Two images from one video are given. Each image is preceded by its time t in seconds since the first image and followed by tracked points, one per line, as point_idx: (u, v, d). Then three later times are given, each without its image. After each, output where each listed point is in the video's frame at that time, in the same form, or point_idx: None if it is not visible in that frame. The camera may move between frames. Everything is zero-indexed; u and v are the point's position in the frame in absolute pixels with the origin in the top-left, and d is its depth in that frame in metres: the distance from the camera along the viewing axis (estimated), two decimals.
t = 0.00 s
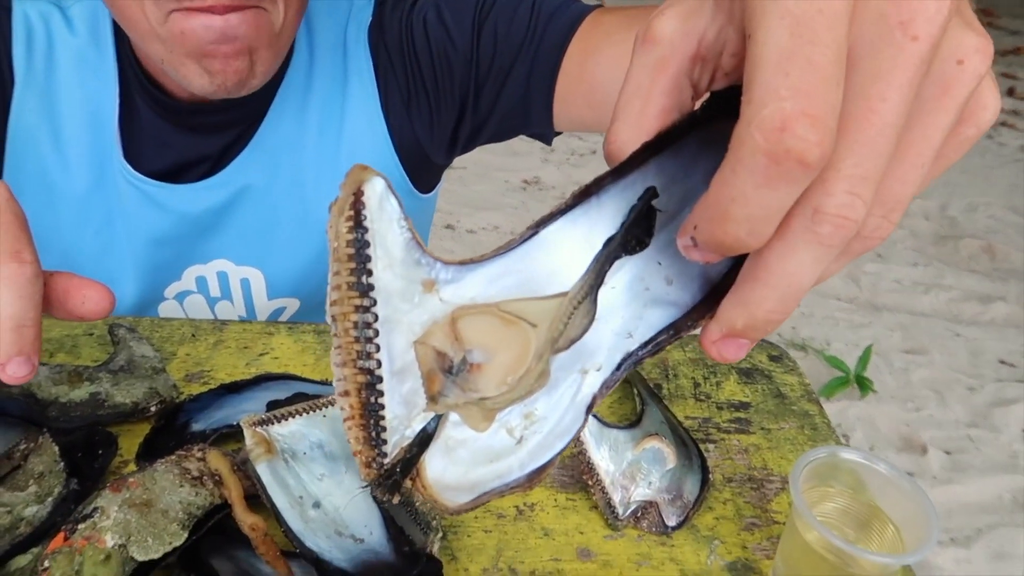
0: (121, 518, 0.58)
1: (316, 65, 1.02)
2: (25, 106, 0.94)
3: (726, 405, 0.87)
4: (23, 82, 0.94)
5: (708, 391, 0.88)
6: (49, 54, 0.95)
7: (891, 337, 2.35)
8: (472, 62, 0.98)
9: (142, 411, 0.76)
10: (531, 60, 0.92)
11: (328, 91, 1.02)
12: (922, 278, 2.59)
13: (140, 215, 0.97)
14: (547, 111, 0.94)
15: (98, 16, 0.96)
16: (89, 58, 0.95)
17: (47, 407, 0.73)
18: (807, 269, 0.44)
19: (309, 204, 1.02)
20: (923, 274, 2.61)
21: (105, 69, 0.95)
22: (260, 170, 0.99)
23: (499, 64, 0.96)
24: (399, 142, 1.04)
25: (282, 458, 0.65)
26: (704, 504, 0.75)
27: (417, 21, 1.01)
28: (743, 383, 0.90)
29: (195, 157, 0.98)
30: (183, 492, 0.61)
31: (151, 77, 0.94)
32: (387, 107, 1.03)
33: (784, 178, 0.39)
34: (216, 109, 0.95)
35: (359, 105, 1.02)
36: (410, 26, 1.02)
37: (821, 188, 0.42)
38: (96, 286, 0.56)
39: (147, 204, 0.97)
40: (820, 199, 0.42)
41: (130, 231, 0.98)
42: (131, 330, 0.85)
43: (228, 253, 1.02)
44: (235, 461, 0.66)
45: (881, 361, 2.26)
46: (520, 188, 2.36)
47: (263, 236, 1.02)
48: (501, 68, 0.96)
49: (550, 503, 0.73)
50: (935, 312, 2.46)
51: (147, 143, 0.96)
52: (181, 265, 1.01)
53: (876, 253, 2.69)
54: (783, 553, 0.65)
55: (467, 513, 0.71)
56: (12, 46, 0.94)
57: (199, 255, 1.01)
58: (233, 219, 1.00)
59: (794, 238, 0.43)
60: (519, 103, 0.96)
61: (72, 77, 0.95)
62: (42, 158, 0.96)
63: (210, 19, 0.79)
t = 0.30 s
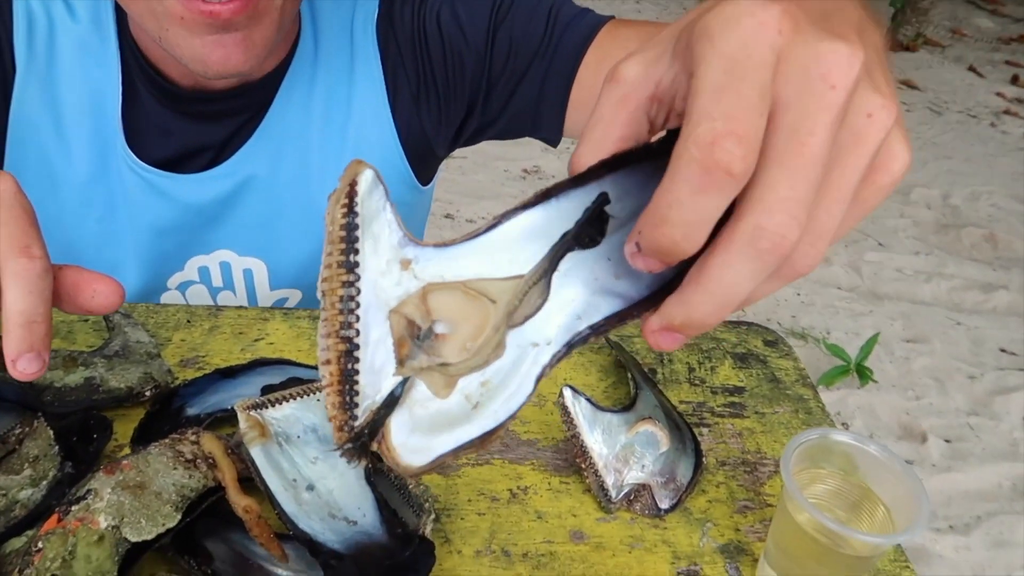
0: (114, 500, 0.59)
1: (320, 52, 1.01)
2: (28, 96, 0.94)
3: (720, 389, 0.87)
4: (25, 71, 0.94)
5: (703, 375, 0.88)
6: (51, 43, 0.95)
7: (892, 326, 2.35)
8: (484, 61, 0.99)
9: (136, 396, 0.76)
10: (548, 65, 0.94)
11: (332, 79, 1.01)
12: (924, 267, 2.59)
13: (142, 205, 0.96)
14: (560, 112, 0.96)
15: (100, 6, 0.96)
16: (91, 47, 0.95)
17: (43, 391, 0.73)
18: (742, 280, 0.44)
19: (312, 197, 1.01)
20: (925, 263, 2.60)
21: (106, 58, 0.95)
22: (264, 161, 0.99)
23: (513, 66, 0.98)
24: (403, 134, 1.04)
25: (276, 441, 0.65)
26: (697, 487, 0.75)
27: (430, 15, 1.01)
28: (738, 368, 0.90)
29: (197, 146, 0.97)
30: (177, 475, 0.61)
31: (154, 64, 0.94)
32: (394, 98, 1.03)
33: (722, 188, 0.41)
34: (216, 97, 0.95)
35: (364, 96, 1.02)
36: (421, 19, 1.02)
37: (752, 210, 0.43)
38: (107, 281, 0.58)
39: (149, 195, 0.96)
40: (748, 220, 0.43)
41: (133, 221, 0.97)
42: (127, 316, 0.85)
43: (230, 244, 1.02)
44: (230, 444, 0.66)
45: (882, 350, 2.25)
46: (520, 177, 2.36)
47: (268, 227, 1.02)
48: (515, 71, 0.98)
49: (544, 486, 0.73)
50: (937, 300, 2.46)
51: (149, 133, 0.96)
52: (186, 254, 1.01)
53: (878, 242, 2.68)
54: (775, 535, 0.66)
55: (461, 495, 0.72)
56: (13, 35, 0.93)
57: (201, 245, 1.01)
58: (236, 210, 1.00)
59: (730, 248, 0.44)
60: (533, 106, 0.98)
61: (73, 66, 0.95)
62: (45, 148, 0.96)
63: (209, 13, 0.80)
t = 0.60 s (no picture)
0: (151, 473, 0.64)
1: (345, 68, 1.10)
2: (65, 102, 1.00)
3: (708, 373, 0.92)
4: (63, 78, 1.00)
5: (692, 362, 0.93)
6: (88, 50, 1.01)
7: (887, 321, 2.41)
8: (506, 99, 1.15)
9: (161, 384, 0.82)
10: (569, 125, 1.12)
11: (356, 93, 1.11)
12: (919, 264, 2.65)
13: (175, 208, 1.04)
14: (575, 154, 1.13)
15: (132, 16, 1.02)
16: (126, 56, 1.02)
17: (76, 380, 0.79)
18: (606, 175, 0.67)
19: (335, 203, 1.12)
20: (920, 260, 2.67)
21: (139, 69, 1.01)
22: (290, 164, 1.08)
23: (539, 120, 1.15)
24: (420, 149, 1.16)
25: (293, 423, 0.72)
26: (685, 464, 0.80)
27: (461, 52, 1.14)
28: (725, 355, 0.95)
29: (222, 154, 1.04)
30: (206, 451, 0.66)
31: (185, 78, 1.00)
32: (413, 117, 1.14)
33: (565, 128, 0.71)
34: (243, 107, 1.02)
35: (385, 110, 1.12)
36: (451, 54, 1.14)
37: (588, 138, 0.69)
38: (160, 287, 0.67)
39: (181, 198, 1.04)
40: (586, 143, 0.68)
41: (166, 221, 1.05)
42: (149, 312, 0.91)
43: (254, 244, 1.10)
44: (252, 425, 0.72)
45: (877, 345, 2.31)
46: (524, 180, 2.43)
47: (292, 229, 1.11)
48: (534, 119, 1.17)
49: (541, 464, 0.79)
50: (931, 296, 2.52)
51: (181, 141, 1.03)
52: (213, 255, 1.09)
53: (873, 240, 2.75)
54: (755, 507, 0.72)
55: (465, 472, 0.78)
56: (53, 42, 0.99)
57: (226, 244, 1.09)
58: (261, 214, 1.08)
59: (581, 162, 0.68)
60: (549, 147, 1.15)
61: (108, 77, 1.01)
62: (82, 150, 1.02)
63: (245, 27, 0.88)
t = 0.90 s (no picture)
0: (225, 441, 0.76)
1: (396, 101, 1.23)
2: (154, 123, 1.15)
3: (702, 363, 1.03)
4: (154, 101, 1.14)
5: (687, 353, 1.04)
6: (175, 79, 1.16)
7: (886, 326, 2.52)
8: (537, 140, 1.30)
9: (220, 372, 0.93)
10: (591, 169, 1.29)
11: (405, 124, 1.24)
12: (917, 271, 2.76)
13: (244, 217, 1.17)
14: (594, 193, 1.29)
15: (212, 48, 1.17)
16: (207, 83, 1.16)
17: (147, 369, 0.91)
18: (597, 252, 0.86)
19: (383, 222, 1.24)
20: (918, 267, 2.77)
21: (218, 92, 1.16)
22: (345, 185, 1.20)
23: (563, 166, 1.31)
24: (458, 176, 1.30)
25: (337, 405, 0.83)
26: (679, 440, 0.91)
27: (499, 96, 1.28)
28: (716, 346, 1.06)
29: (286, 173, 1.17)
30: (267, 425, 0.78)
31: (257, 103, 1.15)
32: (454, 147, 1.27)
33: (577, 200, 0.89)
34: (305, 130, 1.15)
35: (431, 140, 1.25)
36: (490, 97, 1.28)
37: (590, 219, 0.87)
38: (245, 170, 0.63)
39: (253, 211, 1.17)
40: (587, 224, 0.86)
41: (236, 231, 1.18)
42: (205, 312, 1.03)
43: (307, 254, 1.22)
44: (303, 406, 0.84)
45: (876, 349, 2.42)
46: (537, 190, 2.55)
47: (344, 242, 1.24)
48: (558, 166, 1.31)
49: (553, 441, 0.90)
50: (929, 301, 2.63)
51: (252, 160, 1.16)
52: (273, 259, 1.21)
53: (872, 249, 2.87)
54: (738, 474, 0.83)
55: (486, 448, 0.89)
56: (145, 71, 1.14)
57: (284, 252, 1.21)
58: (319, 229, 1.21)
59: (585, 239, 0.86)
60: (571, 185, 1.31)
61: (192, 98, 1.16)
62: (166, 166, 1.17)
63: (318, 58, 1.03)
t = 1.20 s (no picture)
0: (288, 421, 0.92)
1: (434, 141, 1.39)
2: (227, 154, 1.32)
3: (691, 361, 1.18)
4: (229, 135, 1.31)
5: (678, 352, 1.19)
6: (247, 115, 1.33)
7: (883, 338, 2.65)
8: (555, 180, 1.46)
9: (276, 370, 1.09)
10: (599, 207, 1.44)
11: (439, 161, 1.40)
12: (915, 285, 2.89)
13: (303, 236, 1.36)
14: (602, 229, 1.45)
15: (279, 91, 1.35)
16: (274, 120, 1.33)
17: (215, 366, 1.07)
18: (560, 273, 1.03)
19: (417, 246, 1.42)
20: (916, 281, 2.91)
21: (279, 127, 1.33)
22: (384, 212, 1.37)
23: (575, 205, 1.46)
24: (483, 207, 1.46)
25: (377, 395, 0.99)
26: (669, 425, 1.06)
27: (523, 141, 1.44)
28: (704, 347, 1.21)
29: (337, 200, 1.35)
30: (320, 410, 0.94)
31: (312, 138, 1.33)
32: (481, 183, 1.44)
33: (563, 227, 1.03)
34: (351, 160, 1.33)
35: (461, 176, 1.41)
36: (515, 140, 1.44)
37: (563, 247, 1.02)
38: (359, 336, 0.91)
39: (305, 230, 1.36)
40: (562, 251, 1.02)
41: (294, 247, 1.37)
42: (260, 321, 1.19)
43: (351, 269, 1.42)
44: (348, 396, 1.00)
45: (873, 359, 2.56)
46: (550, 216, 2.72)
47: (383, 261, 1.42)
48: (571, 207, 1.46)
49: (560, 427, 1.05)
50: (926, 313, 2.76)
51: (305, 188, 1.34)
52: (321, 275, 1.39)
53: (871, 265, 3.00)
54: (716, 452, 0.98)
55: (502, 432, 1.04)
56: (220, 108, 1.31)
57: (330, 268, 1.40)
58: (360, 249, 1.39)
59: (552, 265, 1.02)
60: (581, 223, 1.47)
61: (258, 132, 1.32)
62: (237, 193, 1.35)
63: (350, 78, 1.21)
